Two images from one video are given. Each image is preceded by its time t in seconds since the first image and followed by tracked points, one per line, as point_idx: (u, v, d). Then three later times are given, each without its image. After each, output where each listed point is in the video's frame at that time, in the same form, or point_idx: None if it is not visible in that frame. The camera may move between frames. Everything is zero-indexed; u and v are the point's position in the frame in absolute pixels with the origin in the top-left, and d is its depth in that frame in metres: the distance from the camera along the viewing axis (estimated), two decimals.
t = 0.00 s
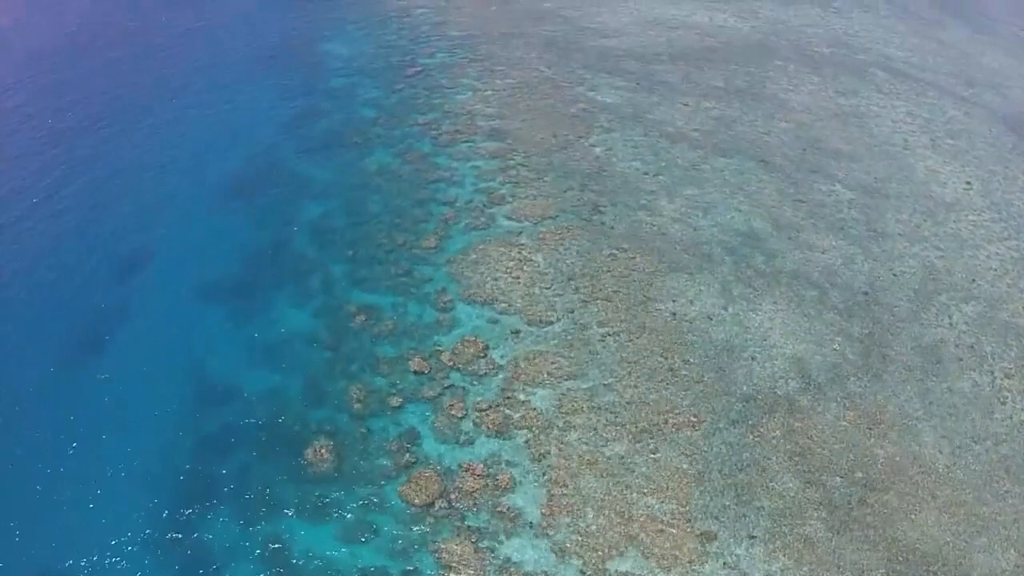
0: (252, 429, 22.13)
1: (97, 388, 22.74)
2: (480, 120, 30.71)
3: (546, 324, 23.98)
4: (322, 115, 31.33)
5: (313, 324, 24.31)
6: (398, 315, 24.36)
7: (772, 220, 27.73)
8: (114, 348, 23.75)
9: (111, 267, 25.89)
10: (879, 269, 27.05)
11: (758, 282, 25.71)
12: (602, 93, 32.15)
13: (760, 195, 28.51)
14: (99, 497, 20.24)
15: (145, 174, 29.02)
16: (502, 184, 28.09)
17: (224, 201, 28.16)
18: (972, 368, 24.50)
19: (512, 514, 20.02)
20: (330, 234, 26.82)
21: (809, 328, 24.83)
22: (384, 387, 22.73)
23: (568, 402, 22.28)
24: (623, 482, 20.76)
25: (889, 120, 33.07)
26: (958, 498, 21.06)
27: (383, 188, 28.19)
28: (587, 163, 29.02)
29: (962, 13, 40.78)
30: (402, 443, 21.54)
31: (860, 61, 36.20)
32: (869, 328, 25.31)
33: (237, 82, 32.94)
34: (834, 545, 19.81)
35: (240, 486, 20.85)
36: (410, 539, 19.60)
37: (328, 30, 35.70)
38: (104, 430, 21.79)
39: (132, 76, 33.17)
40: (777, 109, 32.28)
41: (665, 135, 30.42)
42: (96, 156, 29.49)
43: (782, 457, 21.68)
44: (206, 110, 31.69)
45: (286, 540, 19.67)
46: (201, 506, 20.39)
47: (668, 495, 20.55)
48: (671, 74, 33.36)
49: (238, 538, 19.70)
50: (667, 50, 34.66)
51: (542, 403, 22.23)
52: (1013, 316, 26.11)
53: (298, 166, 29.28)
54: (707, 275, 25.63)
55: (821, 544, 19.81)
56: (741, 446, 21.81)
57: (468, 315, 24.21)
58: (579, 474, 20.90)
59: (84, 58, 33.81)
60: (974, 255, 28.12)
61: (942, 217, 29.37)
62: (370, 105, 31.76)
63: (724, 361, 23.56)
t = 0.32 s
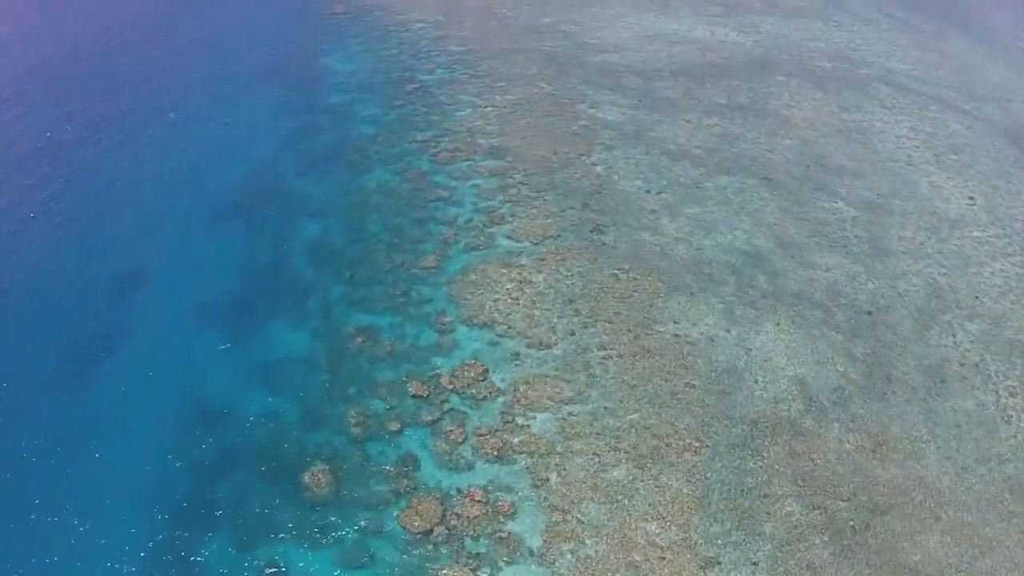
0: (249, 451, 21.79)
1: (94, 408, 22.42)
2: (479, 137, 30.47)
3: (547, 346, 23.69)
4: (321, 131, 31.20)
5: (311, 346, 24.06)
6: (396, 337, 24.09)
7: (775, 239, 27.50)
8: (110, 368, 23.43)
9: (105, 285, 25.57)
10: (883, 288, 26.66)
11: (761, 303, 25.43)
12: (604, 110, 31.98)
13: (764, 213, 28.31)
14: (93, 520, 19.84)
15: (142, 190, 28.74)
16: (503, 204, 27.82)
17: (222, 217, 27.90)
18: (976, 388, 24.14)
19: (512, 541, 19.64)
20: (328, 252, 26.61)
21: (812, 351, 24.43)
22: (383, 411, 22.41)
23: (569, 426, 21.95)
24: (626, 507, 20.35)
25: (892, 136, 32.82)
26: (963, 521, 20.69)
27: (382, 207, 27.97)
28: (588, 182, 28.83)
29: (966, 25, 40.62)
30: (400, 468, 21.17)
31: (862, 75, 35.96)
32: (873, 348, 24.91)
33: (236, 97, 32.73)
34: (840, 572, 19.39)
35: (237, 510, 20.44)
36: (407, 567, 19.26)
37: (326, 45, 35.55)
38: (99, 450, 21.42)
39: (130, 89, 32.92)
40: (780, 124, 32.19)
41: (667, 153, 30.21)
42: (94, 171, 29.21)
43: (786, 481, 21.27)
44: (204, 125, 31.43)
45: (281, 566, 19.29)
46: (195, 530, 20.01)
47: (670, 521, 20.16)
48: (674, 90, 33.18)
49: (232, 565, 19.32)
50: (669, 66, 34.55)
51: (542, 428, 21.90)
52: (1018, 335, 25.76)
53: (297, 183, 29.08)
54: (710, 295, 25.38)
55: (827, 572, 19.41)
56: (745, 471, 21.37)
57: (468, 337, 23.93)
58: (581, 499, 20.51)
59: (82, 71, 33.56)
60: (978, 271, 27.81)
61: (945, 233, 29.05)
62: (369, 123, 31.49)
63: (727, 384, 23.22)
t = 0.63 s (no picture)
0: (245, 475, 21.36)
1: (85, 431, 21.99)
2: (479, 156, 30.74)
3: (548, 373, 23.38)
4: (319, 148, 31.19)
5: (308, 370, 23.76)
6: (395, 362, 23.82)
7: (778, 260, 27.28)
8: (104, 390, 23.04)
9: (99, 305, 25.24)
10: (887, 308, 26.27)
11: (763, 325, 25.14)
12: (605, 128, 32.28)
13: (766, 234, 28.17)
14: (84, 544, 19.41)
15: (138, 207, 28.44)
16: (502, 224, 27.90)
17: (219, 237, 27.61)
18: (981, 410, 23.58)
19: (512, 572, 19.16)
20: (326, 273, 26.51)
21: (814, 374, 24.06)
22: (381, 438, 22.06)
23: (570, 454, 21.58)
24: (629, 537, 19.88)
25: (894, 152, 32.57)
26: (968, 547, 20.13)
27: (381, 228, 27.94)
28: (590, 203, 28.89)
29: (970, 39, 40.38)
30: (399, 497, 20.74)
31: (864, 91, 35.78)
32: (877, 371, 24.42)
33: (234, 113, 32.49)
34: None
35: (231, 538, 19.92)
36: None
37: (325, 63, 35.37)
38: (91, 474, 20.99)
39: (128, 103, 32.69)
40: (782, 143, 32.19)
41: (668, 172, 30.37)
42: (89, 187, 28.92)
43: (790, 508, 20.76)
44: (202, 141, 31.17)
45: None
46: (189, 556, 19.52)
47: (673, 550, 19.67)
48: (675, 107, 33.57)
49: None
50: (669, 83, 34.96)
51: (543, 456, 21.52)
52: None
53: (296, 203, 28.97)
54: (713, 318, 25.10)
55: None
56: (748, 499, 20.90)
57: (467, 363, 23.65)
58: (583, 528, 20.05)
59: (80, 84, 33.38)
60: (983, 289, 27.34)
61: (949, 251, 28.63)
62: (367, 141, 31.58)
63: (730, 410, 22.84)
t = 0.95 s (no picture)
0: (241, 498, 20.86)
1: (81, 455, 21.68)
2: (479, 174, 30.71)
3: (550, 397, 23.02)
4: (319, 168, 31.31)
5: (305, 392, 23.45)
6: (394, 385, 23.50)
7: (781, 279, 27.00)
8: (101, 415, 22.82)
9: (98, 330, 25.13)
10: (890, 327, 25.90)
11: (766, 346, 24.84)
12: (606, 145, 32.16)
13: (769, 252, 27.92)
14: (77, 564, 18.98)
15: (140, 235, 28.51)
16: (503, 244, 27.74)
17: (219, 263, 27.56)
18: (986, 429, 22.98)
19: None
20: (324, 295, 26.32)
21: (817, 396, 23.59)
22: (380, 462, 21.56)
23: (572, 479, 21.01)
24: (631, 563, 19.09)
25: (897, 168, 32.32)
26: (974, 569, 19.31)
27: (379, 248, 27.82)
28: (591, 222, 28.68)
29: (974, 53, 40.16)
30: (398, 522, 20.07)
31: (866, 105, 35.58)
32: (882, 393, 23.94)
33: (237, 143, 32.68)
34: None
35: (226, 563, 19.28)
36: None
37: (324, 90, 35.61)
38: (84, 497, 20.60)
39: (134, 137, 33.14)
40: (784, 159, 32.00)
41: (670, 189, 30.16)
42: (93, 218, 29.17)
43: (795, 533, 20.01)
44: (205, 171, 31.37)
45: None
46: None
47: None
48: (677, 123, 33.46)
49: None
50: (671, 99, 34.87)
51: (544, 481, 20.96)
52: None
53: (295, 224, 28.94)
54: (716, 340, 24.82)
55: None
56: (751, 524, 20.17)
57: (468, 387, 23.32)
58: (585, 554, 19.26)
59: (90, 121, 34.01)
60: (987, 307, 26.93)
61: (953, 268, 28.26)
62: (367, 159, 31.71)
63: (734, 434, 22.36)
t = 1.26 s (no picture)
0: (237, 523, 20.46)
1: (74, 478, 21.25)
2: (478, 194, 30.45)
3: (550, 423, 22.70)
4: (317, 186, 31.04)
5: (302, 416, 23.12)
6: (392, 410, 23.18)
7: (785, 300, 26.71)
8: (96, 437, 22.41)
9: (92, 350, 24.74)
10: (895, 348, 25.55)
11: (769, 368, 24.54)
12: (606, 164, 31.91)
13: (773, 273, 27.63)
14: None
15: (136, 253, 28.16)
16: (503, 266, 27.50)
17: (216, 282, 27.23)
18: (991, 449, 22.60)
19: None
20: (322, 317, 26.02)
21: (821, 420, 23.24)
22: (378, 488, 21.19)
23: (572, 507, 20.67)
24: None
25: (900, 184, 32.05)
26: None
27: (377, 270, 27.55)
28: (592, 242, 28.42)
29: (977, 66, 39.90)
30: (396, 550, 19.65)
31: (868, 120, 35.31)
32: (886, 414, 23.56)
33: (235, 160, 32.37)
34: None
35: None
36: None
37: (322, 107, 35.37)
38: (76, 522, 20.15)
39: (132, 153, 32.83)
40: (786, 177, 31.75)
41: (671, 209, 29.91)
42: (89, 233, 28.88)
43: (799, 561, 19.61)
44: (203, 188, 31.04)
45: None
46: None
47: None
48: (678, 141, 33.22)
49: None
50: (672, 116, 34.63)
51: (545, 509, 20.61)
52: None
53: (292, 243, 28.67)
54: (719, 364, 24.51)
55: None
56: (754, 552, 19.78)
57: (467, 412, 23.01)
58: None
59: (87, 135, 33.77)
60: (992, 325, 26.58)
61: (957, 286, 27.94)
62: (365, 178, 31.41)
63: (737, 459, 22.02)
